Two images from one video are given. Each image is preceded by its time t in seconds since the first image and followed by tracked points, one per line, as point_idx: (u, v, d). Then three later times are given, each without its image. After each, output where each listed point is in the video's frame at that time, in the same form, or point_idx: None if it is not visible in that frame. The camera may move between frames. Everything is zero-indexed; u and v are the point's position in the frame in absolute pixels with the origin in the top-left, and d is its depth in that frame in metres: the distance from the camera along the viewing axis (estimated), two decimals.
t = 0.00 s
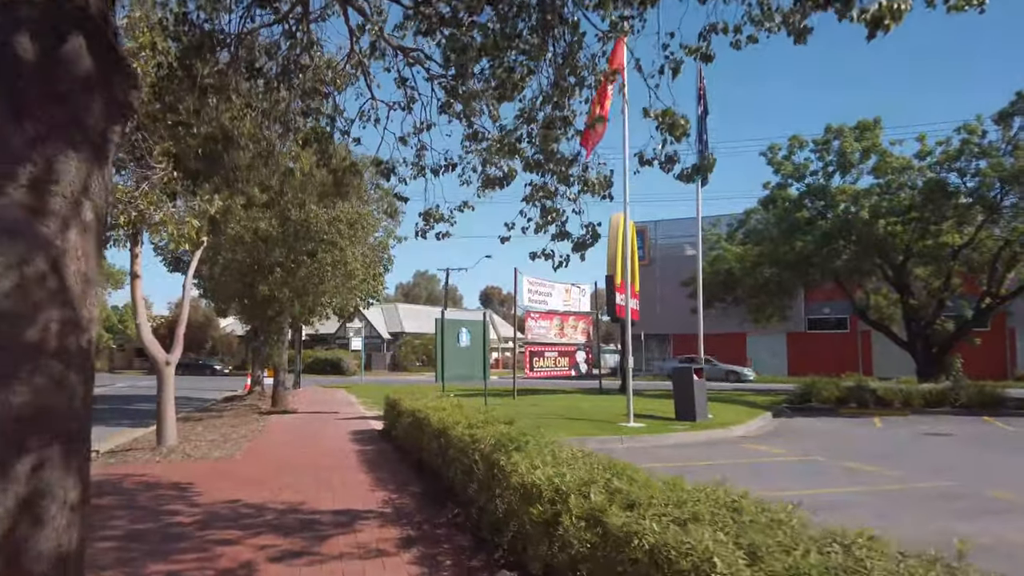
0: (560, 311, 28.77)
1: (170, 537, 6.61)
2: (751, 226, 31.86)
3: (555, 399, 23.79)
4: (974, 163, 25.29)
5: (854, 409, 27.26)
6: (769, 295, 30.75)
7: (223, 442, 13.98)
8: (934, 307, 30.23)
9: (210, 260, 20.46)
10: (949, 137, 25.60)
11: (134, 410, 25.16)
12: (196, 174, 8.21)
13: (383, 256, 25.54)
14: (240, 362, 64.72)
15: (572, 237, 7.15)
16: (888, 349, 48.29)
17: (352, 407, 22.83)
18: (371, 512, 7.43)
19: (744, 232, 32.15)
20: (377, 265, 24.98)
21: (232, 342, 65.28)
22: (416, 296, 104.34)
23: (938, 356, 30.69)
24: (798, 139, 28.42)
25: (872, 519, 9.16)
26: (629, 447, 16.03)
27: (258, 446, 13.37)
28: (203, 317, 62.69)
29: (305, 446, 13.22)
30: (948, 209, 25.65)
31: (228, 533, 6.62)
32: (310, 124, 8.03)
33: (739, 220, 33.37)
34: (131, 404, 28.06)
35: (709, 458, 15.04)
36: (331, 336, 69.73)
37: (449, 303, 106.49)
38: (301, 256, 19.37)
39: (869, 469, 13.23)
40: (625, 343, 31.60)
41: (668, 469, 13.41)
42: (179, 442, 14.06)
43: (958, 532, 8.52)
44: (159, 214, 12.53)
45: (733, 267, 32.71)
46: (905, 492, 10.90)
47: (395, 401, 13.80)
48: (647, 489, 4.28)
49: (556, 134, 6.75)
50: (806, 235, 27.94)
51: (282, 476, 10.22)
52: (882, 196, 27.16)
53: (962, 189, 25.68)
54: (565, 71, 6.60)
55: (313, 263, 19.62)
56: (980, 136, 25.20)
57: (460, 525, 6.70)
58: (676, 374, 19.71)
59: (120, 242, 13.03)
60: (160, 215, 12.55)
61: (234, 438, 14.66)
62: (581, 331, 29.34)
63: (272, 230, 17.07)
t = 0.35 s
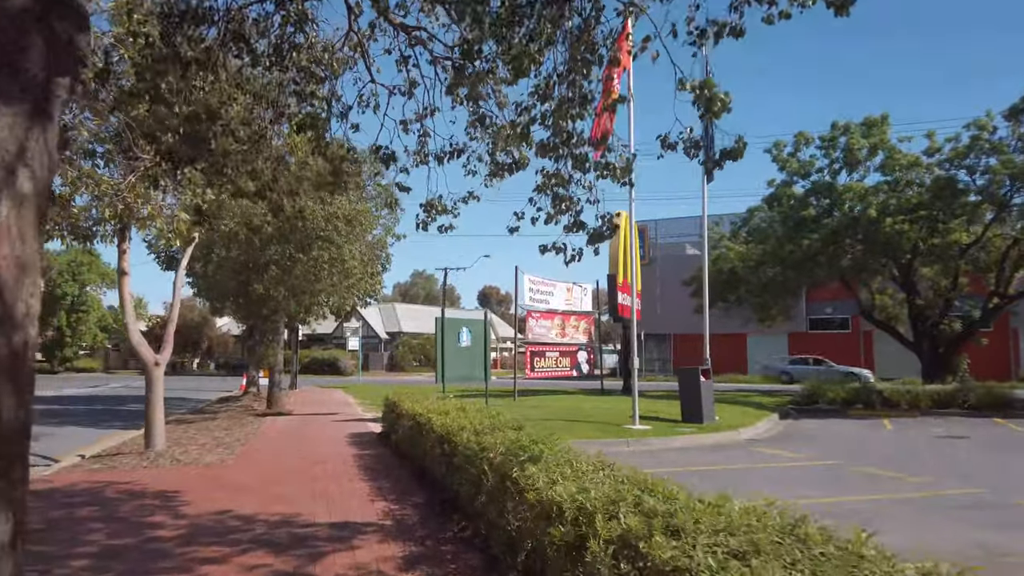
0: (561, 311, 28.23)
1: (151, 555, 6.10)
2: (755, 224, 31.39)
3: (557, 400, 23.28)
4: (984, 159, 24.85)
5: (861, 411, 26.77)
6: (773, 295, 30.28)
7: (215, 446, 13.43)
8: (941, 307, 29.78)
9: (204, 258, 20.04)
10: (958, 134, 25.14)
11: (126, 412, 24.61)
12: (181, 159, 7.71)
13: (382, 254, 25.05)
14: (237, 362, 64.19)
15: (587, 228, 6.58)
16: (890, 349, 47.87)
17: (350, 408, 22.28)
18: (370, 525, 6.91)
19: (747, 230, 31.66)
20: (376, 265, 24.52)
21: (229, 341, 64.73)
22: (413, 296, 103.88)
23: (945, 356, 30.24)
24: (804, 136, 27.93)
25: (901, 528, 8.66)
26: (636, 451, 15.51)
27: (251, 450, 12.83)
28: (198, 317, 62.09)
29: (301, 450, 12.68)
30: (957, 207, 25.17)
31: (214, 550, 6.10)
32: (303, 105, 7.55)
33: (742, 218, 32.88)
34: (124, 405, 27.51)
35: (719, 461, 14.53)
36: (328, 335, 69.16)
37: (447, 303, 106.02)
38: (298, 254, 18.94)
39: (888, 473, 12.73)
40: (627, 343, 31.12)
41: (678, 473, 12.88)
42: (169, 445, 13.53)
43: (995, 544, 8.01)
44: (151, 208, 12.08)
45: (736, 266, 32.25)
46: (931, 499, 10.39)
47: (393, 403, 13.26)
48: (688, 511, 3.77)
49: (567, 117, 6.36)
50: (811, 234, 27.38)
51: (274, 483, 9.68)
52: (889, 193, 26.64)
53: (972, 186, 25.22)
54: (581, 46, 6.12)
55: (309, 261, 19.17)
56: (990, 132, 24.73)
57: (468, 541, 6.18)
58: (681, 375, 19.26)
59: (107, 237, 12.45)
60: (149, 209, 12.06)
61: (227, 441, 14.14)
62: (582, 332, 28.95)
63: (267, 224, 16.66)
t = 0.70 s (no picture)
0: (562, 309, 27.61)
1: None
2: (759, 221, 30.79)
3: (560, 401, 22.66)
4: (996, 154, 24.27)
5: (870, 411, 26.21)
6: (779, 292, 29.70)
7: (204, 450, 12.80)
8: (950, 305, 29.20)
9: (196, 254, 19.50)
10: (970, 127, 24.54)
11: (117, 413, 23.98)
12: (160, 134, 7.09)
13: (379, 251, 24.42)
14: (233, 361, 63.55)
15: (607, 212, 6.05)
16: (894, 349, 47.33)
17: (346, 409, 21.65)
18: (366, 542, 6.28)
19: (752, 227, 31.05)
20: (372, 262, 23.93)
21: (224, 340, 64.07)
22: (411, 295, 103.28)
23: (953, 354, 29.70)
24: (810, 130, 27.35)
25: (938, 540, 8.06)
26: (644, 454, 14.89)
27: (241, 454, 12.20)
28: (194, 316, 61.46)
29: (294, 454, 12.05)
30: (968, 202, 24.60)
31: (191, 572, 5.47)
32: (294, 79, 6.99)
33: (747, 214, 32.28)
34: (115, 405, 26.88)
35: (732, 465, 13.92)
36: (325, 335, 68.55)
37: (445, 302, 105.44)
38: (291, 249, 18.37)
39: (911, 478, 12.13)
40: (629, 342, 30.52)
41: (690, 477, 12.26)
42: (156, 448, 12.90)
43: None
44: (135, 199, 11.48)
45: (740, 263, 31.67)
46: (963, 508, 9.79)
47: (392, 405, 12.62)
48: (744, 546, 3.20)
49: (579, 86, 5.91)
50: (818, 230, 26.84)
51: (264, 491, 9.06)
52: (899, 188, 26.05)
53: (983, 181, 24.64)
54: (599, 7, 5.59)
55: (304, 257, 18.60)
56: (1003, 126, 24.15)
57: (474, 560, 5.60)
58: (689, 374, 18.70)
59: (90, 231, 11.84)
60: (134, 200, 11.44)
61: (217, 445, 13.51)
62: (584, 330, 28.32)
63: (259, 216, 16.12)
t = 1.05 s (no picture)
0: (576, 309, 27.04)
1: None
2: (777, 218, 30.11)
3: (575, 403, 22.07)
4: None
5: (893, 413, 25.53)
6: (798, 292, 29.00)
7: (210, 454, 12.30)
8: (973, 305, 28.46)
9: (202, 250, 19.07)
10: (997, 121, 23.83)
11: (123, 414, 23.54)
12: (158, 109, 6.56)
13: (389, 249, 23.90)
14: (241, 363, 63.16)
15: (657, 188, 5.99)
16: (911, 350, 46.56)
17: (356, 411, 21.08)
18: (383, 559, 5.72)
19: (769, 225, 30.40)
20: (383, 260, 23.39)
21: (233, 341, 63.69)
22: (420, 296, 102.81)
23: (977, 356, 28.96)
24: (830, 125, 26.68)
25: (1000, 554, 7.46)
26: (667, 458, 14.28)
27: (249, 459, 11.67)
28: (202, 317, 61.12)
29: (303, 459, 11.50)
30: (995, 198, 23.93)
31: None
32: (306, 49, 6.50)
33: (764, 211, 31.59)
34: (122, 407, 26.46)
35: (761, 469, 13.30)
36: (334, 336, 68.11)
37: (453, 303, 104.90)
38: (301, 245, 17.90)
39: (954, 485, 11.51)
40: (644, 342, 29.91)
41: (720, 482, 11.66)
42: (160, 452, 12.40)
43: None
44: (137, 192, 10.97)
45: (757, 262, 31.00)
46: (1017, 518, 9.17)
47: (405, 406, 12.09)
48: None
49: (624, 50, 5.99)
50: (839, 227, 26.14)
51: (272, 500, 8.52)
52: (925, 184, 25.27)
53: (1011, 176, 23.93)
54: None
55: (314, 255, 18.06)
56: None
57: None
58: (710, 375, 18.13)
59: (91, 225, 11.35)
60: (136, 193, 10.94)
61: (224, 448, 12.99)
62: (598, 330, 27.72)
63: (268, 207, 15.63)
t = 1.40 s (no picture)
0: (578, 311, 26.51)
1: None
2: (782, 218, 29.65)
3: (578, 407, 21.58)
4: None
5: (901, 417, 25.11)
6: (804, 294, 28.53)
7: (203, 461, 11.80)
8: (981, 307, 28.02)
9: (196, 250, 18.57)
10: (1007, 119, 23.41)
11: (116, 417, 23.00)
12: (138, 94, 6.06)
13: (388, 249, 23.40)
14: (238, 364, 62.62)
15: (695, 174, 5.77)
16: (914, 352, 46.12)
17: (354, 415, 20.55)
18: None
19: (774, 224, 29.92)
20: (382, 261, 22.88)
21: (230, 343, 63.15)
22: (418, 297, 102.19)
23: (985, 358, 28.52)
24: (837, 124, 26.25)
25: None
26: (678, 465, 13.78)
27: (242, 467, 11.19)
28: (199, 318, 60.49)
29: (300, 468, 10.97)
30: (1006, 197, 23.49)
31: None
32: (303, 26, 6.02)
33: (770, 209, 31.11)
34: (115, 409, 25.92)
35: (775, 477, 12.81)
36: (331, 337, 67.45)
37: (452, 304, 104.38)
38: (298, 244, 17.40)
39: (979, 495, 11.04)
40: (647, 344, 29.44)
41: (735, 490, 11.21)
42: (151, 459, 11.92)
43: None
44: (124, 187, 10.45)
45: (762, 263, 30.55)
46: None
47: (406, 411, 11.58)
48: None
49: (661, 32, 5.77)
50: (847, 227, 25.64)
51: (268, 514, 8.06)
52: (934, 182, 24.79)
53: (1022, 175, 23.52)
54: None
55: (312, 255, 17.57)
56: None
57: None
58: (719, 379, 17.64)
59: (77, 222, 10.82)
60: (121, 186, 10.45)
61: (217, 455, 12.49)
62: (601, 332, 27.23)
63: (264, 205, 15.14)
